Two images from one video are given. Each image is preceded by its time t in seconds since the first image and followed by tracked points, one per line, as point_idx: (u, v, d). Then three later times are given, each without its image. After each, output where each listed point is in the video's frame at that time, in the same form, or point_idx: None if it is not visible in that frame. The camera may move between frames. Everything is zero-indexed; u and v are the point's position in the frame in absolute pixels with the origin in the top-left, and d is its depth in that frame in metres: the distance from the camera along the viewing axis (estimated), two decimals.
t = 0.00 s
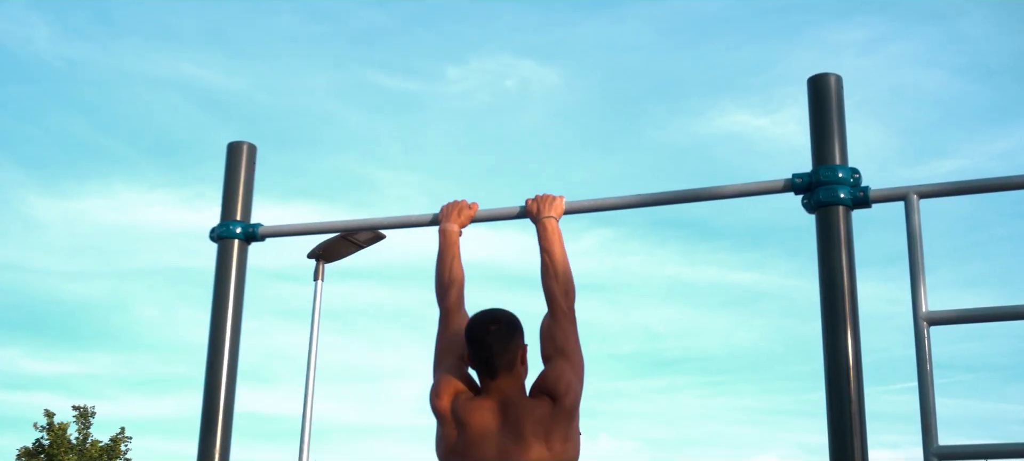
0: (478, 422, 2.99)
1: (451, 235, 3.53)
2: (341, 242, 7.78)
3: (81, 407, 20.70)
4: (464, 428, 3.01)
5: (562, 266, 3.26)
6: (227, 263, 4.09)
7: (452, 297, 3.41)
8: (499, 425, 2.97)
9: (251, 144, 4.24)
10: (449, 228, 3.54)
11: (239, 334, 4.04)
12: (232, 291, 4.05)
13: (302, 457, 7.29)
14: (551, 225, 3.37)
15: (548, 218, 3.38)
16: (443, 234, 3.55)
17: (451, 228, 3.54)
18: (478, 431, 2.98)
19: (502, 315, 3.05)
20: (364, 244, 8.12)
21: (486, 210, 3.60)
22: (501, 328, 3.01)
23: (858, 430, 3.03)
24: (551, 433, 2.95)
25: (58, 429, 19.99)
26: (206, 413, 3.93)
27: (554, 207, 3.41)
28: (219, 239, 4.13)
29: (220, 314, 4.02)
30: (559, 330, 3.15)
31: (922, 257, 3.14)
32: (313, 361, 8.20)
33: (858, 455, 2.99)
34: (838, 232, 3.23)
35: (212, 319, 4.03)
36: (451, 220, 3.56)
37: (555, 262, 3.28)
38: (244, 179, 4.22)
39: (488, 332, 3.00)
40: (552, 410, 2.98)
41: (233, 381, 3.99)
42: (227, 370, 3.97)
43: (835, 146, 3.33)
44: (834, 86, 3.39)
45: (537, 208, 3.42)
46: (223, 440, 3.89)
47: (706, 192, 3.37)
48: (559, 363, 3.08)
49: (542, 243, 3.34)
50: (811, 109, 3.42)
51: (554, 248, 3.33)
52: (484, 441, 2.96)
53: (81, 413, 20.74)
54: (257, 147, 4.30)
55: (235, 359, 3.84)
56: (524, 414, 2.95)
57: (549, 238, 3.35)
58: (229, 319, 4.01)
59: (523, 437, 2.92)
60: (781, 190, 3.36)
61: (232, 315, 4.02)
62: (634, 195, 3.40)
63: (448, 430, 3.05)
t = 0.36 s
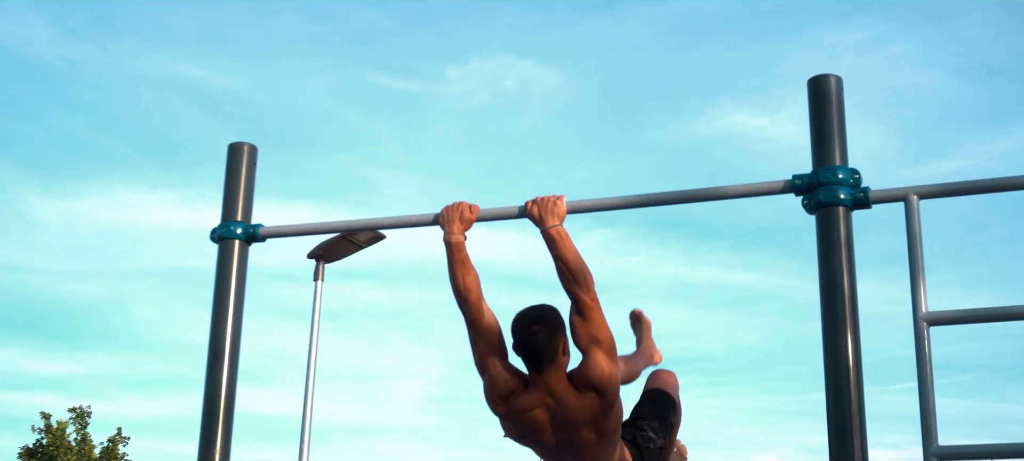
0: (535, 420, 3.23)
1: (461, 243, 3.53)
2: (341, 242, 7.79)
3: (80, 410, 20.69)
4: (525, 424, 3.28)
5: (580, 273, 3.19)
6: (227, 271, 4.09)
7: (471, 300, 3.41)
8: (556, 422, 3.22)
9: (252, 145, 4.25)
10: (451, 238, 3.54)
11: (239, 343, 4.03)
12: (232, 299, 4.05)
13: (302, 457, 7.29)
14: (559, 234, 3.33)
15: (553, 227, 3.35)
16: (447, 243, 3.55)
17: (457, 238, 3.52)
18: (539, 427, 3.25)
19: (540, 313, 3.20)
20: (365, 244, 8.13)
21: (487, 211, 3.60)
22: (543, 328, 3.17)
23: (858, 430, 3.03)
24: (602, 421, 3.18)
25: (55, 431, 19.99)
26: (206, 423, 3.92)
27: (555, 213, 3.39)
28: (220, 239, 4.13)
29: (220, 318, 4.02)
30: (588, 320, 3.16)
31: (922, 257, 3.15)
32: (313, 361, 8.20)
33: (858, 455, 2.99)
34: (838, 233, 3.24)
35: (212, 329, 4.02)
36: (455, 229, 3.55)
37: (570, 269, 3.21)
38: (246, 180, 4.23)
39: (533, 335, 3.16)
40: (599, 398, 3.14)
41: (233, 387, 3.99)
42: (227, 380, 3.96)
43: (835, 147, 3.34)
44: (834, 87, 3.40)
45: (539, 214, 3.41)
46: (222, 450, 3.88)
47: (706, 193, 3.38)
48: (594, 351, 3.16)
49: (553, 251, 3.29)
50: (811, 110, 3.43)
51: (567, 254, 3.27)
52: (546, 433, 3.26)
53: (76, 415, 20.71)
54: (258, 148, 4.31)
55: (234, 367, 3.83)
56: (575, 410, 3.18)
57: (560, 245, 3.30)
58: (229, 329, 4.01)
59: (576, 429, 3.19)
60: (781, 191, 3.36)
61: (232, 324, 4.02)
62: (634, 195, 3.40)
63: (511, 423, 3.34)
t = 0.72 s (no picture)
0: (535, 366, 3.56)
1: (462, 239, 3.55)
2: (341, 242, 7.78)
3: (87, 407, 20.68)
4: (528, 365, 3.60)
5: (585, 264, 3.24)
6: (227, 271, 4.08)
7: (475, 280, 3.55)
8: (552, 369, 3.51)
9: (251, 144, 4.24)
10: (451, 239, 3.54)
11: (239, 344, 4.03)
12: (231, 300, 4.04)
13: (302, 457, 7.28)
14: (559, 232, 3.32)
15: (552, 226, 3.34)
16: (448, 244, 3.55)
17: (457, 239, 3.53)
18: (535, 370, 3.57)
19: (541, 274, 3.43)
20: (364, 244, 8.11)
21: (487, 210, 3.59)
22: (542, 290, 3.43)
23: (858, 430, 3.03)
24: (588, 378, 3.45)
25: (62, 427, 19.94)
26: (206, 424, 3.91)
27: (554, 212, 3.38)
28: (219, 239, 4.13)
29: (220, 314, 4.02)
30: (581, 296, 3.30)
31: (922, 257, 3.14)
32: (313, 361, 8.20)
33: (858, 455, 2.99)
34: (838, 233, 3.23)
35: (212, 330, 4.02)
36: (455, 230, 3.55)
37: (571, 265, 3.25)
38: (244, 179, 4.23)
39: (536, 294, 3.45)
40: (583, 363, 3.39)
41: (233, 384, 3.99)
42: (226, 381, 3.96)
43: (835, 146, 3.33)
44: (834, 87, 3.39)
45: (539, 212, 3.41)
46: (222, 451, 3.87)
47: (705, 193, 3.37)
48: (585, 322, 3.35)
49: (555, 249, 3.29)
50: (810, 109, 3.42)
51: (572, 252, 3.27)
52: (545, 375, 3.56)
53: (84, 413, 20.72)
54: (257, 147, 4.30)
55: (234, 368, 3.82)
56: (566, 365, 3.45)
57: (562, 243, 3.29)
58: (229, 330, 4.00)
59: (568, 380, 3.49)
60: (781, 190, 3.36)
61: (232, 324, 4.01)
62: (633, 195, 3.40)
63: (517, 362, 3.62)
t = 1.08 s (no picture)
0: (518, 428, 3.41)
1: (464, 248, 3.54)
2: (341, 242, 7.78)
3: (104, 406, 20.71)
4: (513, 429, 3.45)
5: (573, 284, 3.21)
6: (228, 273, 4.09)
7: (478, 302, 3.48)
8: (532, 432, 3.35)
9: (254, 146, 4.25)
10: (454, 244, 3.55)
11: (240, 347, 4.03)
12: (233, 301, 4.05)
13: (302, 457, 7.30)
14: (557, 240, 3.34)
15: (552, 231, 3.36)
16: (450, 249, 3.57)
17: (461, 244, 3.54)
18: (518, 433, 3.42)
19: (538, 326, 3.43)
20: (364, 244, 8.10)
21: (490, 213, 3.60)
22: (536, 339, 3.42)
23: (858, 430, 3.04)
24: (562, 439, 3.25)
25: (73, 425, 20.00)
26: (206, 427, 3.92)
27: (555, 216, 3.40)
28: (222, 240, 4.14)
29: (219, 331, 4.01)
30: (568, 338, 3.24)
31: (922, 257, 3.16)
32: (313, 361, 8.21)
33: (858, 455, 3.00)
34: (839, 234, 3.25)
35: (213, 333, 4.02)
36: (457, 235, 3.56)
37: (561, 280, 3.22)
38: (247, 181, 4.24)
39: (528, 345, 3.44)
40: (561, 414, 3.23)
41: (233, 399, 3.98)
42: (227, 384, 3.96)
43: (835, 148, 3.34)
44: (834, 88, 3.41)
45: (540, 217, 3.42)
46: (223, 453, 3.88)
47: (706, 194, 3.38)
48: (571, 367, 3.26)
49: (550, 262, 3.29)
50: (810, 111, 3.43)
51: (564, 269, 3.26)
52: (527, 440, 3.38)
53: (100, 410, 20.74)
54: (259, 149, 4.32)
55: (235, 370, 3.83)
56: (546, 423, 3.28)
57: (558, 255, 3.29)
58: (229, 332, 4.01)
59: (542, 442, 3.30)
60: (781, 191, 3.37)
61: (232, 326, 4.02)
62: (634, 196, 3.41)
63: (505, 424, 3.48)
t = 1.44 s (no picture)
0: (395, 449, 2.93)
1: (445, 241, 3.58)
2: (341, 242, 7.76)
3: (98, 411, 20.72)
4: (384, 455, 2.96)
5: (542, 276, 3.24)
6: (226, 270, 4.07)
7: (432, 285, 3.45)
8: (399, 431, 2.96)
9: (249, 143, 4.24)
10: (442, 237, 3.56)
11: (236, 348, 4.01)
12: (230, 297, 4.03)
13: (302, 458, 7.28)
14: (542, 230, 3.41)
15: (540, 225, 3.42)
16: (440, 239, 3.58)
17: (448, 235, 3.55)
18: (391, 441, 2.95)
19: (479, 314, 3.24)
20: (364, 244, 8.08)
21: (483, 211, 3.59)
22: (477, 321, 3.21)
23: (858, 430, 3.02)
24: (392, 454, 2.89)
25: (67, 428, 20.03)
26: (205, 426, 3.90)
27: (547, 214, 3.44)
28: (218, 238, 4.12)
29: (220, 297, 4.04)
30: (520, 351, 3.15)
31: (922, 256, 3.14)
32: (313, 361, 8.19)
33: (858, 455, 2.98)
34: (838, 233, 3.23)
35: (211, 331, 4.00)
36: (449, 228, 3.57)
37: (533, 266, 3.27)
38: (243, 178, 4.22)
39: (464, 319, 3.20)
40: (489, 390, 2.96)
41: (233, 364, 3.99)
42: (226, 382, 3.95)
43: (835, 146, 3.32)
44: (834, 86, 3.39)
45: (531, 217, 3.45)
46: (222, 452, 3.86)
47: (705, 192, 3.36)
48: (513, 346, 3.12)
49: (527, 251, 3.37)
50: (810, 108, 3.42)
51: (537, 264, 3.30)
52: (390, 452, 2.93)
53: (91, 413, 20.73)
54: (255, 147, 4.30)
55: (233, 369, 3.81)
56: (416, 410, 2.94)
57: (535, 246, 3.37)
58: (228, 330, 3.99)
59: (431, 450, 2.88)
60: (781, 190, 3.35)
61: (231, 323, 4.01)
62: (632, 195, 3.39)
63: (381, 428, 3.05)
